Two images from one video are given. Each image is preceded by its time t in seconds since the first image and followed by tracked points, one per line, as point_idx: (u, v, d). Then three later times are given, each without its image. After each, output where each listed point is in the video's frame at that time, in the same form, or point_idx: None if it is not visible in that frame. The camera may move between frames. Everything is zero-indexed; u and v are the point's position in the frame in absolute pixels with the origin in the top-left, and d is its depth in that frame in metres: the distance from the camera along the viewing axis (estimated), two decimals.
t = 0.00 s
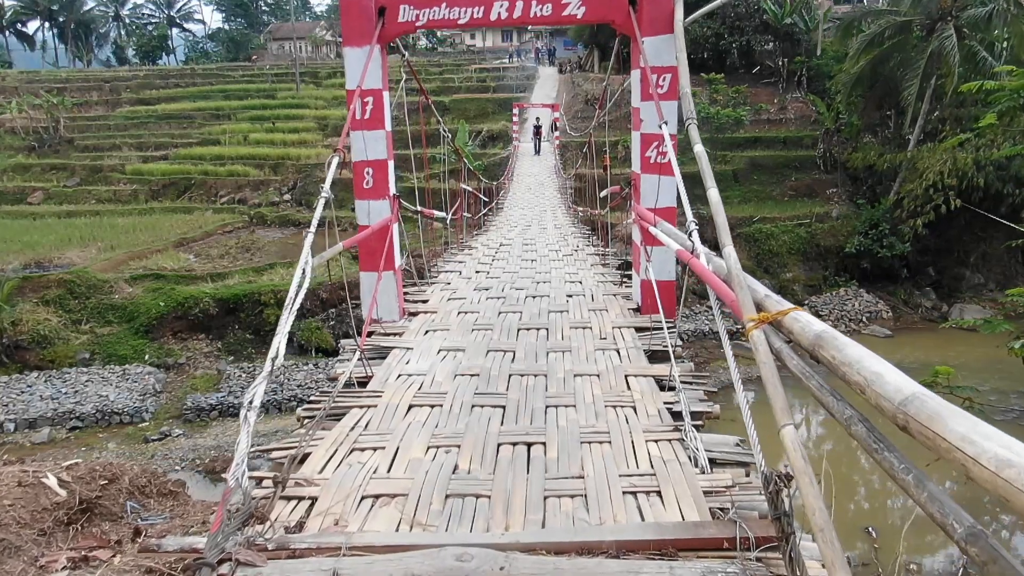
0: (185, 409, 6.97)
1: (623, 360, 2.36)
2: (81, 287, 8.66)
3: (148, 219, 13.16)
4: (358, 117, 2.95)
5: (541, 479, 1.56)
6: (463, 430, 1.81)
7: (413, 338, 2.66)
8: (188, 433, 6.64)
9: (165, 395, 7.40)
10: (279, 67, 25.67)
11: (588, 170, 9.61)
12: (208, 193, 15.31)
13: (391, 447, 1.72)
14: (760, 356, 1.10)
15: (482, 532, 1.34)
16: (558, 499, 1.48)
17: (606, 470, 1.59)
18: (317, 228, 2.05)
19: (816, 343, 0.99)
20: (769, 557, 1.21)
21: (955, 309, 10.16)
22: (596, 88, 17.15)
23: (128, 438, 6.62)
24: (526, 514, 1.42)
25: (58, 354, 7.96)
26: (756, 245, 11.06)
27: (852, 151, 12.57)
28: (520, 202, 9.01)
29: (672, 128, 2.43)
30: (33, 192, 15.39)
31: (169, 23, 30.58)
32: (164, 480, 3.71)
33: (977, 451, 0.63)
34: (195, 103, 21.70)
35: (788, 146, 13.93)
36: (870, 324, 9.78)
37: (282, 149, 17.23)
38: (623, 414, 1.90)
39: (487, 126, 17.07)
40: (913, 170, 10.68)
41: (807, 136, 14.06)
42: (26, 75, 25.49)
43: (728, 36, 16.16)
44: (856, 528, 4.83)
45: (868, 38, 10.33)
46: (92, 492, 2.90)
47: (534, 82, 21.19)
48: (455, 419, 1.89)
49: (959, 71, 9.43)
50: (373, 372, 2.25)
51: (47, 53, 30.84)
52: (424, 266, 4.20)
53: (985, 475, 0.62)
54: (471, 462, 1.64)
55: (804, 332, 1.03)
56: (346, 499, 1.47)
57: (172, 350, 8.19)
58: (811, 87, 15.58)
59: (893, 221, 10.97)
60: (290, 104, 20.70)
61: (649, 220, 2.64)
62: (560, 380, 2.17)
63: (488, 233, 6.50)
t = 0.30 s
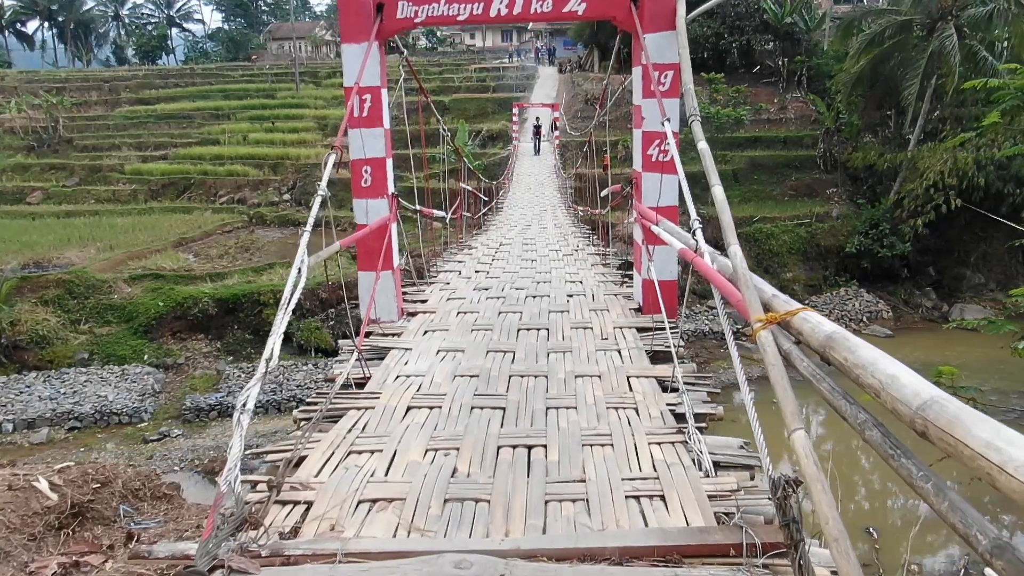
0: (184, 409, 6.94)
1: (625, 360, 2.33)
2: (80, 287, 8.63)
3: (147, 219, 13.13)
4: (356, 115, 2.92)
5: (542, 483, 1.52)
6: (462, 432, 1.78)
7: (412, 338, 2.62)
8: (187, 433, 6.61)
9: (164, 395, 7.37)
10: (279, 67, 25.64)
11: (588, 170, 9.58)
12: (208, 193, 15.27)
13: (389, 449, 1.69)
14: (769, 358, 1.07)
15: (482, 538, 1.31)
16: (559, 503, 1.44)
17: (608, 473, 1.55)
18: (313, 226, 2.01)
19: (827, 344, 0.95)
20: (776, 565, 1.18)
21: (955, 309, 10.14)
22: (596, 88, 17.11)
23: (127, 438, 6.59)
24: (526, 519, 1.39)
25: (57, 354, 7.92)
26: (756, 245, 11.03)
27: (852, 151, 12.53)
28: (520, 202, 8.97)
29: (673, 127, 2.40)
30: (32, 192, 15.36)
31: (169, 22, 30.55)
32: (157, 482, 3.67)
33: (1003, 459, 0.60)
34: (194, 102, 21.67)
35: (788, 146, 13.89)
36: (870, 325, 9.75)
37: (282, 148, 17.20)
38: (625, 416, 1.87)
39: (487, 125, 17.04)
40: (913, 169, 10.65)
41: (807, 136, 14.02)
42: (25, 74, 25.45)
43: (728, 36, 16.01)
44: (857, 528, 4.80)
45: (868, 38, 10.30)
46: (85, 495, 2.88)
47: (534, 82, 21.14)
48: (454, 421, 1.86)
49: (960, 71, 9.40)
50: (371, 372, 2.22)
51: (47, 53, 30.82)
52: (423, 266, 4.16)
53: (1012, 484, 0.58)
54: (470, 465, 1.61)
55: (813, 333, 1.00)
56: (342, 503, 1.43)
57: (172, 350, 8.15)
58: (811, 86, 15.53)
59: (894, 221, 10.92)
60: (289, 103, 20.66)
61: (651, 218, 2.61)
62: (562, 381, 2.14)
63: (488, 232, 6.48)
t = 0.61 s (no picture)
0: (182, 409, 6.90)
1: (626, 359, 2.29)
2: (79, 287, 8.60)
3: (146, 219, 13.09)
4: (352, 111, 2.89)
5: (541, 485, 1.49)
6: (459, 433, 1.74)
7: (409, 337, 2.59)
8: (185, 433, 6.57)
9: (163, 395, 7.33)
10: (278, 67, 25.60)
11: (588, 169, 9.53)
12: (207, 193, 15.22)
13: (385, 450, 1.65)
14: (775, 358, 1.04)
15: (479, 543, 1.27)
16: (558, 506, 1.41)
17: (609, 475, 1.52)
18: (306, 223, 1.97)
19: (835, 342, 0.92)
20: (783, 570, 1.15)
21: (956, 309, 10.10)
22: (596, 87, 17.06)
23: (125, 438, 6.55)
24: (524, 522, 1.35)
25: (55, 354, 7.88)
26: (756, 244, 10.99)
27: (852, 150, 12.49)
28: (520, 202, 8.93)
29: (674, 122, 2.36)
30: (30, 192, 15.32)
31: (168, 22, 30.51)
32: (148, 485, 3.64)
33: None
34: (193, 102, 21.64)
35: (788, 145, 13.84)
36: (871, 324, 9.72)
37: (281, 148, 17.16)
38: (625, 416, 1.83)
39: (487, 125, 17.00)
40: (914, 169, 10.62)
41: (807, 136, 13.96)
42: (24, 74, 25.42)
43: (728, 35, 15.90)
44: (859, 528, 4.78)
45: (868, 37, 10.26)
46: (75, 497, 2.87)
47: (534, 81, 21.11)
48: (452, 421, 1.82)
49: (960, 70, 9.37)
50: (368, 372, 2.19)
51: (46, 53, 30.78)
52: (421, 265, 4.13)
53: None
54: (467, 466, 1.58)
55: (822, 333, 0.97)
56: (336, 506, 1.40)
57: (171, 350, 8.11)
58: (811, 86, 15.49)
59: (894, 221, 10.88)
60: (289, 103, 20.63)
61: (651, 215, 2.58)
62: (561, 381, 2.11)
63: (487, 231, 6.45)
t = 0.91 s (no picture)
0: (181, 409, 6.85)
1: (625, 359, 2.25)
2: (77, 286, 8.55)
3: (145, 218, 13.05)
4: (347, 106, 2.85)
5: (538, 487, 1.45)
6: (455, 434, 1.70)
7: (405, 336, 2.55)
8: (184, 433, 6.53)
9: (161, 395, 7.28)
10: (278, 66, 25.57)
11: (587, 169, 9.49)
12: (206, 192, 15.16)
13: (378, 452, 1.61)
14: (781, 356, 1.00)
15: (473, 548, 1.23)
16: (556, 510, 1.37)
17: (608, 478, 1.48)
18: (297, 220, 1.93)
19: (845, 339, 0.88)
20: None
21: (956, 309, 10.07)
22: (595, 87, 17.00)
23: (123, 438, 6.51)
24: (521, 526, 1.31)
25: (53, 354, 7.83)
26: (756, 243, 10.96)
27: (852, 150, 12.45)
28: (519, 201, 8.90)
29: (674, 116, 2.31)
30: (29, 192, 15.27)
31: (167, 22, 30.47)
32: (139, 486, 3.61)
33: None
34: (193, 102, 21.60)
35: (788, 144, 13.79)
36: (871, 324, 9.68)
37: (280, 148, 17.12)
38: (625, 417, 1.79)
39: (486, 124, 16.96)
40: (914, 168, 10.60)
41: (807, 135, 13.91)
42: (23, 73, 25.38)
43: (728, 35, 15.82)
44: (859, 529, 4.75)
45: (868, 36, 10.18)
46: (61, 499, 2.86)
47: (534, 81, 21.08)
48: (447, 422, 1.78)
49: (961, 69, 9.34)
50: (362, 372, 2.14)
51: (45, 52, 30.73)
52: (419, 263, 4.09)
53: None
54: (462, 468, 1.53)
55: (831, 330, 0.93)
56: (327, 509, 1.36)
57: (169, 350, 8.06)
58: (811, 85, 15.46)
59: (894, 220, 10.84)
60: (288, 103, 20.59)
61: (651, 212, 2.54)
62: (559, 380, 2.06)
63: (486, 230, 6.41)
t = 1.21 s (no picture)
0: (180, 409, 6.81)
1: (624, 359, 2.21)
2: (75, 286, 8.51)
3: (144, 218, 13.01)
4: (343, 102, 2.82)
5: (534, 490, 1.41)
6: (450, 435, 1.66)
7: (401, 336, 2.50)
8: (182, 433, 6.48)
9: (160, 395, 7.23)
10: (277, 66, 25.52)
11: (586, 168, 9.45)
12: (205, 192, 15.11)
13: (371, 453, 1.57)
14: (786, 354, 0.96)
15: (468, 555, 1.19)
16: (553, 513, 1.33)
17: (605, 481, 1.44)
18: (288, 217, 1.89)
19: (854, 337, 0.84)
20: None
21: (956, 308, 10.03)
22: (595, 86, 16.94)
23: (121, 438, 6.47)
24: (516, 530, 1.27)
25: (51, 354, 7.80)
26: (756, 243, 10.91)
27: (852, 150, 12.41)
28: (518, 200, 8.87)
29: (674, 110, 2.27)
30: (28, 191, 15.23)
31: (167, 21, 30.45)
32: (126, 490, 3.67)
33: None
34: (192, 101, 21.58)
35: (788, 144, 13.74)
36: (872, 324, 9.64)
37: (280, 147, 17.08)
38: (624, 418, 1.75)
39: (486, 124, 16.91)
40: (914, 168, 10.56)
41: (808, 134, 13.86)
42: (22, 73, 25.32)
43: (728, 34, 15.76)
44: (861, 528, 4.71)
45: (868, 35, 10.16)
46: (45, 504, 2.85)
47: (533, 80, 21.04)
48: (442, 423, 1.74)
49: (962, 68, 9.30)
50: (356, 372, 2.10)
51: (44, 51, 30.70)
52: (417, 261, 4.05)
53: None
54: (457, 471, 1.50)
55: (839, 328, 0.89)
56: (316, 513, 1.32)
57: (168, 350, 8.01)
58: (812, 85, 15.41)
59: (895, 220, 10.80)
60: (288, 102, 20.55)
61: (651, 209, 2.51)
62: (557, 380, 2.02)
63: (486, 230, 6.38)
